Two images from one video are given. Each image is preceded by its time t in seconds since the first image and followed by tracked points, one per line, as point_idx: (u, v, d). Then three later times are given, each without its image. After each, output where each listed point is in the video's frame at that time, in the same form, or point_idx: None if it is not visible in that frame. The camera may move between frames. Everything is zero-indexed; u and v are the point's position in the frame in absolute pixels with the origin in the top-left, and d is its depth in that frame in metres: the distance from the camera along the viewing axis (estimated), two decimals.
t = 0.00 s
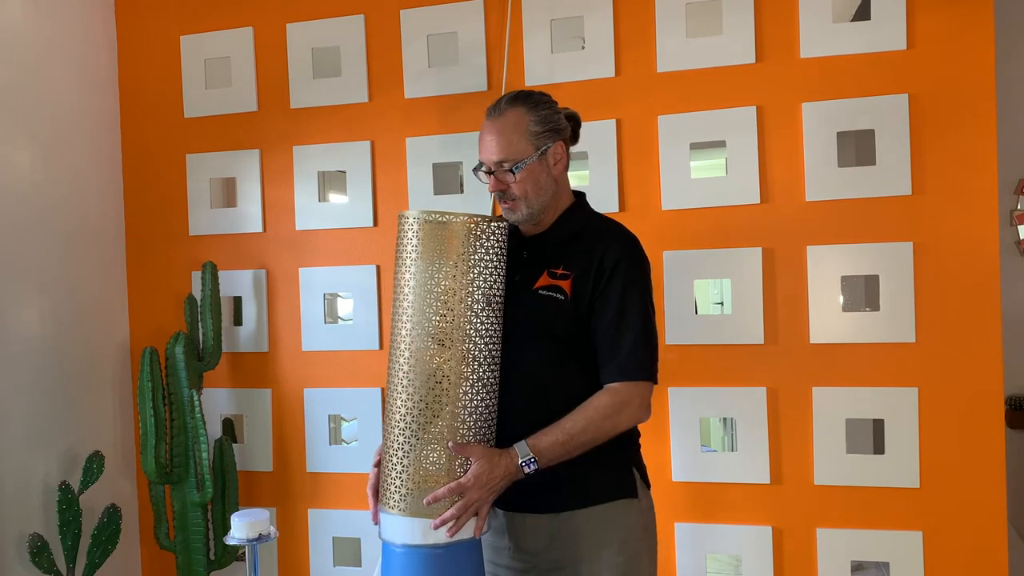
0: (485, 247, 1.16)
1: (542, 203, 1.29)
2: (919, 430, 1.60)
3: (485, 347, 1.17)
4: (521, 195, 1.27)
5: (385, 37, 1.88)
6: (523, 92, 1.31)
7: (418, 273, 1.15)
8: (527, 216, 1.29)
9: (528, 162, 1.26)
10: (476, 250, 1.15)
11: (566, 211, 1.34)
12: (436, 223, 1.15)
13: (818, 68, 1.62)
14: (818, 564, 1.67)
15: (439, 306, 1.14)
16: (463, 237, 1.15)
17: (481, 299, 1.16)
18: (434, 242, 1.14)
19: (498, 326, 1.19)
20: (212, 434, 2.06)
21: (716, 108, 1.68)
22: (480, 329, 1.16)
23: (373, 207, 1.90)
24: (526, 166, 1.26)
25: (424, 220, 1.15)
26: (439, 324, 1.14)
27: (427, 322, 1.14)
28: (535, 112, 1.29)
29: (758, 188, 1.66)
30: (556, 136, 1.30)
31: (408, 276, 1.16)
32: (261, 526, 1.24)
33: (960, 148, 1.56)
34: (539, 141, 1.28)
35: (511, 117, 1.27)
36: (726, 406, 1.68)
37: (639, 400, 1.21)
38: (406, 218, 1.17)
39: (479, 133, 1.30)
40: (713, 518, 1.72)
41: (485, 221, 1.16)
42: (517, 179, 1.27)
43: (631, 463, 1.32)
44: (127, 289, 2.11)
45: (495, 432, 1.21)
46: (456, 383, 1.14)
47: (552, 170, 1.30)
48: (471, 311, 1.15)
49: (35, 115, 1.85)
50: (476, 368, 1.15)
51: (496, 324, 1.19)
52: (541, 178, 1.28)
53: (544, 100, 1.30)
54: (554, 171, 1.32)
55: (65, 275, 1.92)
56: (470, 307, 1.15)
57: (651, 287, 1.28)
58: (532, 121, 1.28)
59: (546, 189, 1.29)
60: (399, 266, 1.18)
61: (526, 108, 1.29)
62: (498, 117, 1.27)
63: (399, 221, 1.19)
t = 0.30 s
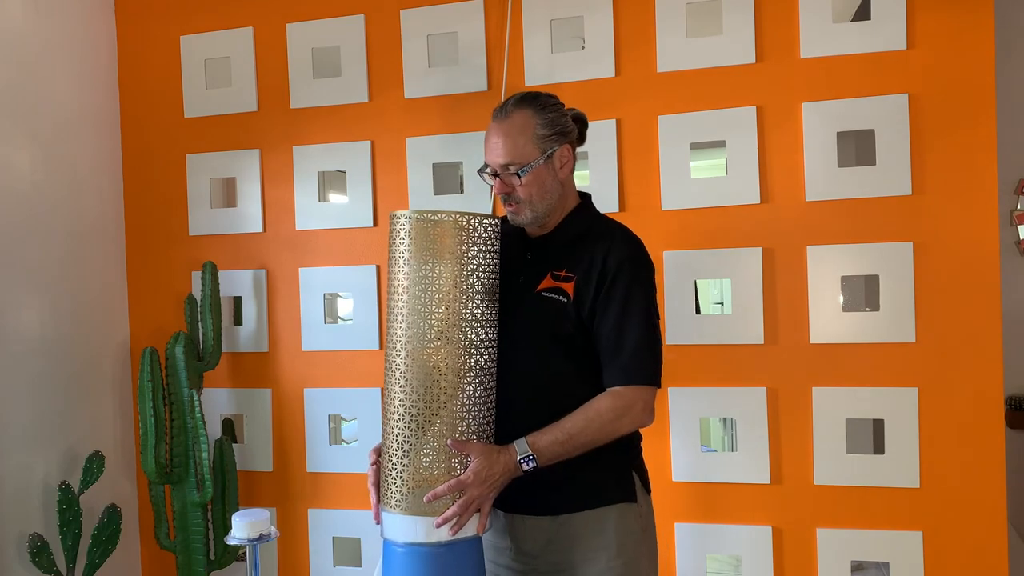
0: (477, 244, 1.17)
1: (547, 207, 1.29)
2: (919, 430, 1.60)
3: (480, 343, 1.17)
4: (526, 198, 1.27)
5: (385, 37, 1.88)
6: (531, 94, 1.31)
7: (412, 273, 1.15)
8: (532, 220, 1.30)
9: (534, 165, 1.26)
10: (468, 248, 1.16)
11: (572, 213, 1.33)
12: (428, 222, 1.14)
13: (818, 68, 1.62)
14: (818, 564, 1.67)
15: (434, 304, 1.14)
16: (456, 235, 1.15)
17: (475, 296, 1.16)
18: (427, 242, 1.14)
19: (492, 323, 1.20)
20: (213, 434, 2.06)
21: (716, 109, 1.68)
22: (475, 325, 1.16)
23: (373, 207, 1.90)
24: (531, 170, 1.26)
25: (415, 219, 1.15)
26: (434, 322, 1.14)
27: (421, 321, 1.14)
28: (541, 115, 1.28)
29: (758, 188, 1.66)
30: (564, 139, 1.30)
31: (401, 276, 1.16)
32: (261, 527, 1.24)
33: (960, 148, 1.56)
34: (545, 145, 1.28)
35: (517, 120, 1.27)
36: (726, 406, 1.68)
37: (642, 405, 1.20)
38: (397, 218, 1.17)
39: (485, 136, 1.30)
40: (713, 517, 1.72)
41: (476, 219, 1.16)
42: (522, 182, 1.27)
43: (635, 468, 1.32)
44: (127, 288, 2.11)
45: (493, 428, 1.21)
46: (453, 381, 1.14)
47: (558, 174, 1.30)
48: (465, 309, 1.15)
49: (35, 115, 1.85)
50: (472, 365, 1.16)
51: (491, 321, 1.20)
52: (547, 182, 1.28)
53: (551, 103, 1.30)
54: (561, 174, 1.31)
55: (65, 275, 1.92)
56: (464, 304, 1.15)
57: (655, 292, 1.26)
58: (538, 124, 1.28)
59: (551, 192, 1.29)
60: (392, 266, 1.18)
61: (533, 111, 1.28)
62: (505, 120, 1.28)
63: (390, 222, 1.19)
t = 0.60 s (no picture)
0: (484, 244, 1.17)
1: (555, 212, 1.29)
2: (919, 430, 1.60)
3: (486, 343, 1.17)
4: (534, 203, 1.27)
5: (384, 37, 1.88)
6: (540, 98, 1.31)
7: (419, 271, 1.15)
8: (540, 224, 1.29)
9: (543, 170, 1.26)
10: (476, 248, 1.16)
11: (580, 218, 1.33)
12: (436, 221, 1.15)
13: (818, 68, 1.62)
14: (818, 564, 1.67)
15: (440, 302, 1.14)
16: (462, 234, 1.15)
17: (481, 295, 1.16)
18: (434, 240, 1.14)
19: (498, 323, 1.19)
20: (212, 434, 2.06)
21: (716, 109, 1.68)
22: (481, 325, 1.16)
23: (373, 207, 1.90)
24: (540, 175, 1.26)
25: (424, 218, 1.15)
26: (440, 321, 1.14)
27: (427, 319, 1.14)
28: (550, 120, 1.28)
29: (758, 188, 1.66)
30: (572, 144, 1.30)
31: (409, 274, 1.16)
32: (261, 526, 1.24)
33: (961, 148, 1.56)
34: (554, 150, 1.27)
35: (526, 124, 1.27)
36: (726, 406, 1.68)
37: (650, 413, 1.19)
38: (406, 216, 1.17)
39: (494, 139, 1.30)
40: (713, 517, 1.71)
41: (484, 218, 1.16)
42: (531, 187, 1.26)
43: (637, 469, 1.32)
44: (127, 288, 2.11)
45: (498, 429, 1.21)
46: (458, 380, 1.14)
47: (566, 179, 1.30)
48: (471, 308, 1.15)
49: (35, 115, 1.85)
50: (477, 364, 1.16)
51: (497, 321, 1.19)
52: (555, 187, 1.28)
53: (560, 107, 1.30)
54: (569, 180, 1.31)
55: (65, 275, 1.92)
56: (471, 303, 1.15)
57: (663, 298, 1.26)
58: (547, 129, 1.27)
59: (559, 197, 1.29)
60: (400, 264, 1.18)
61: (542, 116, 1.28)
62: (514, 124, 1.27)
63: (398, 220, 1.19)
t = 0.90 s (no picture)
0: (486, 244, 1.16)
1: (559, 215, 1.29)
2: (919, 430, 1.60)
3: (487, 345, 1.17)
4: (537, 207, 1.27)
5: (385, 37, 1.88)
6: (544, 101, 1.31)
7: (421, 272, 1.15)
8: (544, 228, 1.29)
9: (544, 174, 1.26)
10: (478, 248, 1.15)
11: (585, 223, 1.33)
12: (438, 222, 1.14)
13: (818, 68, 1.62)
14: (818, 564, 1.67)
15: (443, 303, 1.14)
16: (465, 235, 1.15)
17: (483, 297, 1.16)
18: (436, 240, 1.14)
19: (500, 324, 1.20)
20: (212, 434, 2.06)
21: (716, 109, 1.68)
22: (483, 325, 1.16)
23: (373, 207, 1.90)
24: (541, 178, 1.26)
25: (426, 218, 1.15)
26: (443, 321, 1.14)
27: (430, 321, 1.14)
28: (553, 123, 1.28)
29: (758, 188, 1.66)
30: (576, 147, 1.29)
31: (411, 274, 1.16)
32: (261, 527, 1.24)
33: (961, 148, 1.56)
34: (557, 153, 1.27)
35: (529, 128, 1.27)
36: (726, 406, 1.68)
37: (654, 419, 1.19)
38: (408, 217, 1.17)
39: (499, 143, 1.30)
40: (713, 517, 1.72)
41: (486, 219, 1.16)
42: (532, 190, 1.26)
43: (640, 477, 1.32)
44: (127, 288, 2.11)
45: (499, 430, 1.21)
46: (461, 380, 1.14)
47: (570, 182, 1.29)
48: (473, 308, 1.15)
49: (35, 116, 1.85)
50: (479, 364, 1.16)
51: (499, 321, 1.19)
52: (558, 190, 1.28)
53: (564, 111, 1.29)
54: (573, 183, 1.31)
55: (64, 275, 1.92)
56: (473, 304, 1.15)
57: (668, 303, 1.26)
58: (550, 133, 1.27)
59: (562, 201, 1.28)
60: (401, 264, 1.18)
61: (545, 119, 1.28)
62: (517, 128, 1.28)
63: (401, 220, 1.19)
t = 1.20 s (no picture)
0: (489, 246, 1.16)
1: (578, 225, 1.28)
2: (919, 431, 1.60)
3: (490, 347, 1.17)
4: (556, 216, 1.27)
5: (385, 37, 1.88)
6: (567, 110, 1.31)
7: (425, 272, 1.15)
8: (561, 238, 1.29)
9: (566, 184, 1.26)
10: (481, 250, 1.15)
11: (602, 231, 1.32)
12: (442, 222, 1.14)
13: (818, 68, 1.62)
14: (818, 564, 1.67)
15: (446, 304, 1.14)
16: (468, 236, 1.15)
17: (486, 299, 1.16)
18: (440, 241, 1.14)
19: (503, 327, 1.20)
20: (213, 434, 2.06)
21: (715, 109, 1.68)
22: (486, 327, 1.16)
23: (373, 207, 1.90)
24: (563, 189, 1.26)
25: (430, 219, 1.15)
26: (446, 322, 1.14)
27: (432, 321, 1.14)
28: (577, 133, 1.28)
29: (758, 188, 1.66)
30: (597, 158, 1.30)
31: (415, 274, 1.16)
32: (261, 527, 1.24)
33: (961, 148, 1.56)
34: (579, 164, 1.27)
35: (552, 136, 1.27)
36: (726, 407, 1.68)
37: (654, 433, 1.18)
38: (413, 217, 1.17)
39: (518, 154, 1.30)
40: (713, 517, 1.72)
41: (489, 220, 1.16)
42: (553, 201, 1.26)
43: (644, 489, 1.30)
44: (127, 288, 2.11)
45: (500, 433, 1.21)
46: (463, 380, 1.14)
47: (590, 193, 1.29)
48: (476, 309, 1.15)
49: (35, 116, 1.85)
50: (482, 366, 1.16)
51: (501, 322, 1.19)
52: (579, 201, 1.28)
53: (587, 121, 1.30)
54: (593, 194, 1.31)
55: (64, 275, 1.92)
56: (476, 305, 1.15)
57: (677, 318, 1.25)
58: (573, 143, 1.28)
59: (582, 212, 1.28)
60: (405, 265, 1.18)
61: (568, 128, 1.28)
62: (540, 136, 1.28)
63: (405, 221, 1.19)
